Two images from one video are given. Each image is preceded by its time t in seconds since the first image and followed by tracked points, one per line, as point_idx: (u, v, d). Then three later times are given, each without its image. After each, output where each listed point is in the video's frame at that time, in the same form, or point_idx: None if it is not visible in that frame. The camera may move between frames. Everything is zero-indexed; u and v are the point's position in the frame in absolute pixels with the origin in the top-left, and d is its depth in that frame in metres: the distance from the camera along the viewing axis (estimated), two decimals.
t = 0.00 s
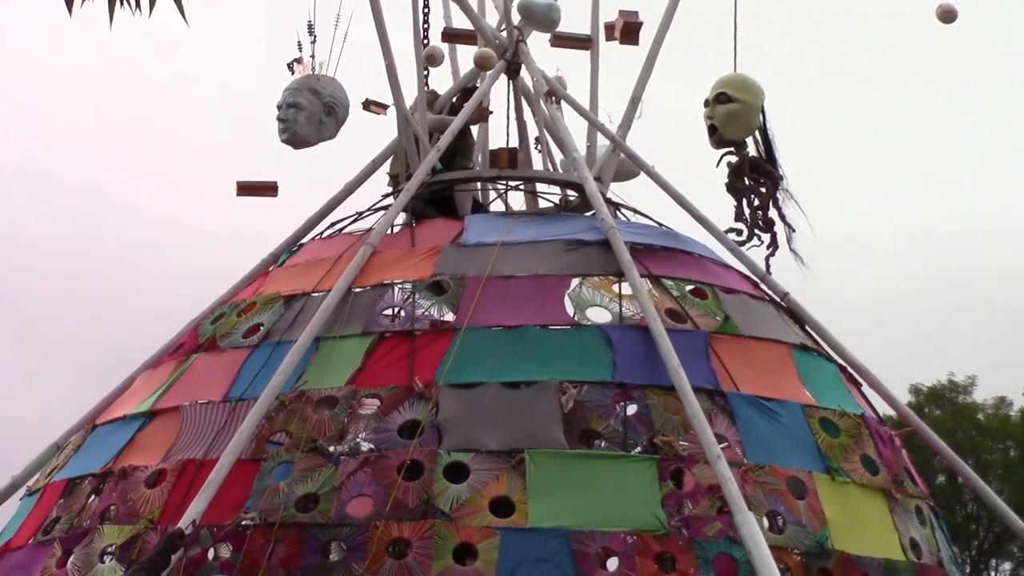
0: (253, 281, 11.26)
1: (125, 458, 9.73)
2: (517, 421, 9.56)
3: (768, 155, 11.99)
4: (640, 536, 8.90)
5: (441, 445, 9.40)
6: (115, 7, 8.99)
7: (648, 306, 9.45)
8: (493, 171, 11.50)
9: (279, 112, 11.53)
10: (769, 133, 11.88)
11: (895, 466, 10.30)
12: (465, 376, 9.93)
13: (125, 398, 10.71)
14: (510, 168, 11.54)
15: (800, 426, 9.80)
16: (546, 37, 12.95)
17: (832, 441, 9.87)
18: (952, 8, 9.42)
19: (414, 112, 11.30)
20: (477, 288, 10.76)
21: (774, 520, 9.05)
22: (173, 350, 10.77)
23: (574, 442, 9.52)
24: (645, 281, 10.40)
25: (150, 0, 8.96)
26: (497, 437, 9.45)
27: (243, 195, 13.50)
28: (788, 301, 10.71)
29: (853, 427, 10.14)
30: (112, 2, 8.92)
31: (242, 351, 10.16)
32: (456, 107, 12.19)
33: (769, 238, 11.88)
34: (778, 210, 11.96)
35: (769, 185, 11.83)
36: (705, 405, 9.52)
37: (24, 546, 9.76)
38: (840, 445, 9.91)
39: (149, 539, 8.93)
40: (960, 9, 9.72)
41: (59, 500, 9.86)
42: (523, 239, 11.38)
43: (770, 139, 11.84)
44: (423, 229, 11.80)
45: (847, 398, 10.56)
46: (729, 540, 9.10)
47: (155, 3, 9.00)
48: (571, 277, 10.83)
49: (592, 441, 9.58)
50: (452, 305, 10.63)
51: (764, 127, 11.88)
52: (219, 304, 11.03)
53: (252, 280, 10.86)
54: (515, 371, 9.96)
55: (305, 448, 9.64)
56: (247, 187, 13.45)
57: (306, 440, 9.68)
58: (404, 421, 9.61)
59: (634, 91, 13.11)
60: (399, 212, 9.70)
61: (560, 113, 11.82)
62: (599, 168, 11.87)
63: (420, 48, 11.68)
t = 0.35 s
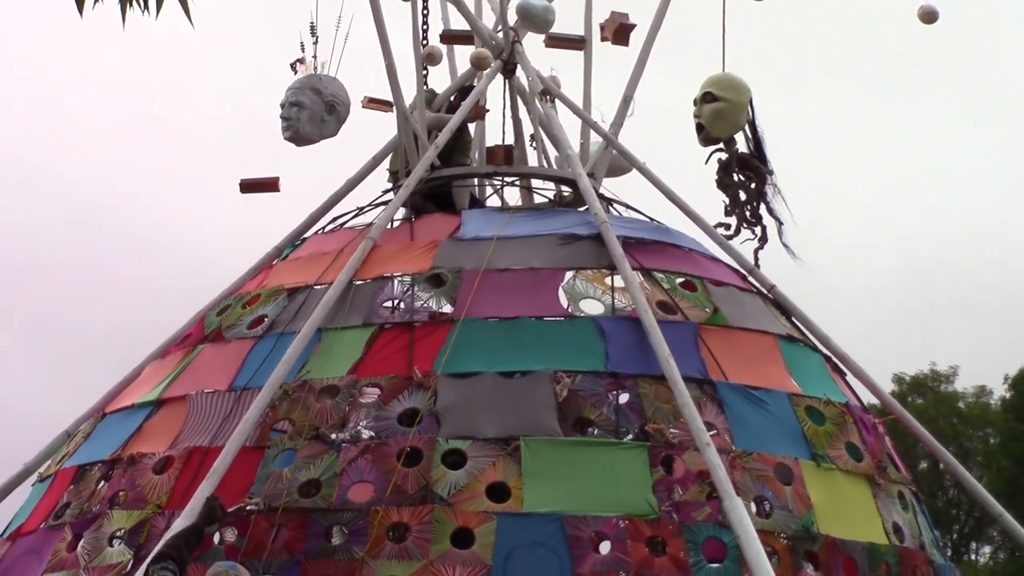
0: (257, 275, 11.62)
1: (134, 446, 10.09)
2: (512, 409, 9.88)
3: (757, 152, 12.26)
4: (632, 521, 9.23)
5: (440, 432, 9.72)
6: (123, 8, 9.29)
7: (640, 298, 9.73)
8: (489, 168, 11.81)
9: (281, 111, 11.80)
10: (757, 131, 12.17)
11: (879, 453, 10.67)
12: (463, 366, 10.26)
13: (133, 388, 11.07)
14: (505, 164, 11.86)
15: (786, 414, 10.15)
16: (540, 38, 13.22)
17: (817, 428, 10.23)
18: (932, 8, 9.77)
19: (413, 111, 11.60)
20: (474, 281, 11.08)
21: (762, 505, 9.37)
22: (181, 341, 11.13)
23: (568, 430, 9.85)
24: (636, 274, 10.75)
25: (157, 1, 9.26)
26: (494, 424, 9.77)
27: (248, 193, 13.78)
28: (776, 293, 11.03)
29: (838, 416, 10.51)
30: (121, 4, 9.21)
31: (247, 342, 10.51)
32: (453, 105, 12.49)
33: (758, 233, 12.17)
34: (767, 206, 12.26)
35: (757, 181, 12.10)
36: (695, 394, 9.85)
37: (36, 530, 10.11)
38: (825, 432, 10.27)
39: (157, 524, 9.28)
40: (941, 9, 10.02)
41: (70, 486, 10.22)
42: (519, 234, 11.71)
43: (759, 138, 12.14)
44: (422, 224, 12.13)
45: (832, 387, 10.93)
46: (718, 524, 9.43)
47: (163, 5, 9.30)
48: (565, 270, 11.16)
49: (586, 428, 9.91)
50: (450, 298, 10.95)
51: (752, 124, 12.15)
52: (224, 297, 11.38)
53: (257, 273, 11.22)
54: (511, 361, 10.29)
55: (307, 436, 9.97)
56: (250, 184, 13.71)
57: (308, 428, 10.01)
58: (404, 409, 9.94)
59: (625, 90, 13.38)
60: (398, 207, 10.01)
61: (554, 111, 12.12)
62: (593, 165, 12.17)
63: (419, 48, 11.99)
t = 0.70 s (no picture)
0: (260, 269, 11.97)
1: (141, 434, 10.44)
2: (508, 399, 10.21)
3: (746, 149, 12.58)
4: (623, 507, 9.57)
5: (437, 421, 10.05)
6: (130, 10, 9.59)
7: (631, 291, 10.00)
8: (485, 165, 12.13)
9: (283, 110, 12.10)
10: (745, 127, 12.47)
11: (863, 441, 11.05)
12: (460, 357, 10.59)
13: (141, 379, 11.43)
14: (501, 162, 12.19)
15: (772, 403, 10.50)
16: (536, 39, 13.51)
17: (803, 417, 10.60)
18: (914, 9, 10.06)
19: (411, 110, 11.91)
20: (470, 275, 11.42)
21: (749, 492, 9.72)
22: (186, 333, 11.49)
23: (562, 418, 10.19)
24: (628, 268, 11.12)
25: (163, 3, 9.56)
26: (489, 413, 10.10)
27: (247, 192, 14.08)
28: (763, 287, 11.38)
29: (822, 405, 10.88)
30: (128, 6, 9.50)
31: (250, 334, 10.86)
32: (450, 104, 12.79)
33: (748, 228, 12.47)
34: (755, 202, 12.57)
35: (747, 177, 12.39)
36: (684, 383, 10.19)
37: (47, 516, 10.46)
38: (811, 421, 10.64)
39: (164, 510, 9.63)
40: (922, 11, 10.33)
41: (79, 474, 10.58)
42: (513, 229, 12.05)
43: (747, 135, 12.46)
44: (420, 219, 12.46)
45: (817, 377, 11.30)
46: (707, 510, 9.77)
47: (168, 7, 9.59)
48: (559, 264, 11.51)
49: (579, 417, 10.25)
50: (447, 291, 11.29)
51: (740, 122, 12.45)
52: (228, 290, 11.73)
53: (260, 267, 11.58)
54: (506, 352, 10.62)
55: (309, 424, 10.31)
56: (250, 182, 14.01)
57: (310, 417, 10.35)
58: (402, 399, 10.27)
59: (616, 90, 13.67)
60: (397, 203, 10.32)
61: (548, 110, 12.42)
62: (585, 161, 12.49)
63: (417, 48, 12.29)
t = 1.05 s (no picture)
0: (266, 259, 12.31)
1: (150, 419, 10.79)
2: (506, 385, 10.55)
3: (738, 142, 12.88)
4: (617, 489, 9.92)
5: (437, 406, 10.39)
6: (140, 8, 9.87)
7: (625, 281, 10.30)
8: (483, 158, 12.45)
9: (288, 105, 12.40)
10: (736, 120, 12.78)
11: (849, 426, 11.42)
12: (460, 344, 10.93)
13: (149, 366, 11.78)
14: (499, 155, 12.51)
15: (761, 389, 10.86)
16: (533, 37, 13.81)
17: (791, 402, 10.95)
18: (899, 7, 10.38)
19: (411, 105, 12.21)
20: (469, 265, 11.76)
21: (739, 475, 10.06)
22: (194, 321, 11.84)
23: (558, 403, 10.54)
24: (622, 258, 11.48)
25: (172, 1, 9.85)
26: (488, 399, 10.44)
27: (248, 185, 14.32)
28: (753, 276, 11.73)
29: (810, 391, 11.24)
30: (138, 4, 9.80)
31: (256, 322, 11.21)
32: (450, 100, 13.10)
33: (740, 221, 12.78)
34: (747, 194, 12.89)
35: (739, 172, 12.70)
36: (677, 370, 10.54)
37: (59, 498, 10.81)
38: (799, 406, 10.99)
39: (172, 492, 9.97)
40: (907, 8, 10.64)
41: (90, 457, 10.92)
42: (511, 221, 12.39)
43: (738, 128, 12.78)
44: (421, 211, 12.79)
45: (805, 364, 11.67)
46: (698, 493, 10.12)
47: (177, 5, 9.88)
48: (555, 255, 11.85)
49: (574, 403, 10.59)
50: (446, 280, 11.63)
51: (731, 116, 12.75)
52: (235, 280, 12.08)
53: (266, 257, 11.92)
54: (504, 339, 10.96)
55: (313, 409, 10.65)
56: (250, 175, 14.31)
57: (314, 402, 10.68)
58: (404, 385, 10.61)
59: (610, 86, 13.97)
60: (398, 196, 10.63)
61: (544, 105, 12.72)
62: (580, 155, 12.82)
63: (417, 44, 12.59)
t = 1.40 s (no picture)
0: (272, 250, 12.66)
1: (161, 405, 11.15)
2: (505, 372, 10.90)
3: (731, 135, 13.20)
4: (613, 472, 10.27)
5: (439, 392, 10.73)
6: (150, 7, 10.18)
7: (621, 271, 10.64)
8: (483, 152, 12.77)
9: (293, 101, 12.70)
10: (728, 113, 13.09)
11: (837, 411, 11.79)
12: (460, 332, 11.27)
13: (160, 353, 12.14)
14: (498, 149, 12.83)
15: (752, 375, 11.22)
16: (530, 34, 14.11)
17: (781, 388, 11.31)
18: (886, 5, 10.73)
19: (413, 100, 12.52)
20: (469, 256, 12.10)
21: (731, 458, 10.41)
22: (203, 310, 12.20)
23: (555, 389, 10.89)
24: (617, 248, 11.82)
25: None
26: (487, 385, 10.80)
27: (253, 178, 14.63)
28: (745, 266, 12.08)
29: (800, 376, 11.61)
30: (149, 3, 10.11)
31: (263, 311, 11.56)
32: (450, 95, 13.41)
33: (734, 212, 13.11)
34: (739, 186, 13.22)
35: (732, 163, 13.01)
36: (670, 356, 10.89)
37: (72, 482, 11.17)
38: (789, 391, 11.36)
39: (182, 476, 10.33)
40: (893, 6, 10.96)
41: (102, 442, 11.28)
42: (510, 212, 12.73)
43: (731, 121, 13.09)
44: (423, 203, 13.13)
45: (794, 351, 12.03)
46: (691, 475, 10.47)
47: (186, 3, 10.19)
48: (553, 245, 12.19)
49: (571, 388, 10.94)
50: (447, 270, 11.98)
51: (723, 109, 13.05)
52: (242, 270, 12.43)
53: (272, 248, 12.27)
54: (503, 327, 11.30)
55: (319, 395, 11.00)
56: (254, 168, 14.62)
57: (320, 388, 11.03)
58: (406, 371, 10.95)
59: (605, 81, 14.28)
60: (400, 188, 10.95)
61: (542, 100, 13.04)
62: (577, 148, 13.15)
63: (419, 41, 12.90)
